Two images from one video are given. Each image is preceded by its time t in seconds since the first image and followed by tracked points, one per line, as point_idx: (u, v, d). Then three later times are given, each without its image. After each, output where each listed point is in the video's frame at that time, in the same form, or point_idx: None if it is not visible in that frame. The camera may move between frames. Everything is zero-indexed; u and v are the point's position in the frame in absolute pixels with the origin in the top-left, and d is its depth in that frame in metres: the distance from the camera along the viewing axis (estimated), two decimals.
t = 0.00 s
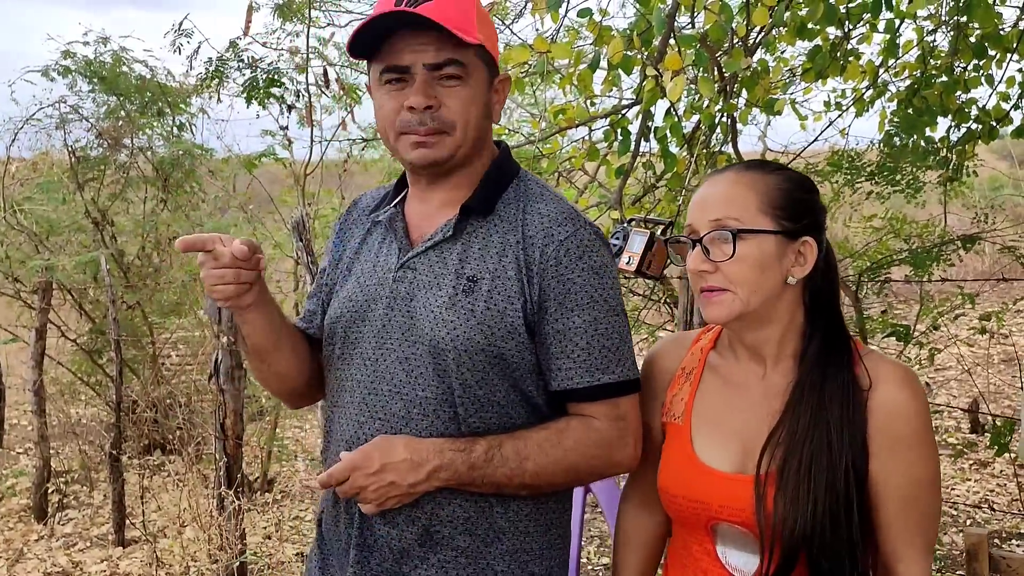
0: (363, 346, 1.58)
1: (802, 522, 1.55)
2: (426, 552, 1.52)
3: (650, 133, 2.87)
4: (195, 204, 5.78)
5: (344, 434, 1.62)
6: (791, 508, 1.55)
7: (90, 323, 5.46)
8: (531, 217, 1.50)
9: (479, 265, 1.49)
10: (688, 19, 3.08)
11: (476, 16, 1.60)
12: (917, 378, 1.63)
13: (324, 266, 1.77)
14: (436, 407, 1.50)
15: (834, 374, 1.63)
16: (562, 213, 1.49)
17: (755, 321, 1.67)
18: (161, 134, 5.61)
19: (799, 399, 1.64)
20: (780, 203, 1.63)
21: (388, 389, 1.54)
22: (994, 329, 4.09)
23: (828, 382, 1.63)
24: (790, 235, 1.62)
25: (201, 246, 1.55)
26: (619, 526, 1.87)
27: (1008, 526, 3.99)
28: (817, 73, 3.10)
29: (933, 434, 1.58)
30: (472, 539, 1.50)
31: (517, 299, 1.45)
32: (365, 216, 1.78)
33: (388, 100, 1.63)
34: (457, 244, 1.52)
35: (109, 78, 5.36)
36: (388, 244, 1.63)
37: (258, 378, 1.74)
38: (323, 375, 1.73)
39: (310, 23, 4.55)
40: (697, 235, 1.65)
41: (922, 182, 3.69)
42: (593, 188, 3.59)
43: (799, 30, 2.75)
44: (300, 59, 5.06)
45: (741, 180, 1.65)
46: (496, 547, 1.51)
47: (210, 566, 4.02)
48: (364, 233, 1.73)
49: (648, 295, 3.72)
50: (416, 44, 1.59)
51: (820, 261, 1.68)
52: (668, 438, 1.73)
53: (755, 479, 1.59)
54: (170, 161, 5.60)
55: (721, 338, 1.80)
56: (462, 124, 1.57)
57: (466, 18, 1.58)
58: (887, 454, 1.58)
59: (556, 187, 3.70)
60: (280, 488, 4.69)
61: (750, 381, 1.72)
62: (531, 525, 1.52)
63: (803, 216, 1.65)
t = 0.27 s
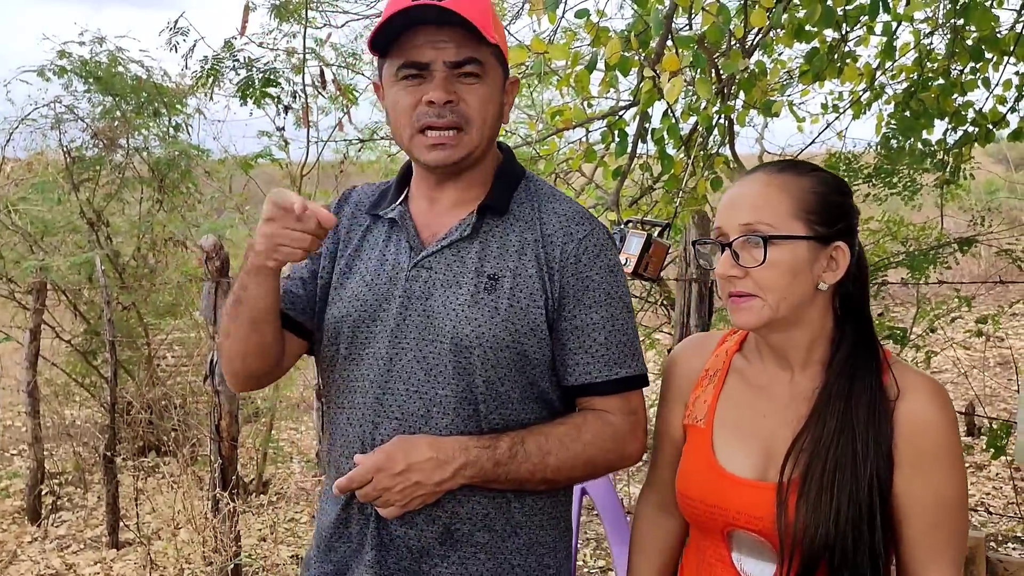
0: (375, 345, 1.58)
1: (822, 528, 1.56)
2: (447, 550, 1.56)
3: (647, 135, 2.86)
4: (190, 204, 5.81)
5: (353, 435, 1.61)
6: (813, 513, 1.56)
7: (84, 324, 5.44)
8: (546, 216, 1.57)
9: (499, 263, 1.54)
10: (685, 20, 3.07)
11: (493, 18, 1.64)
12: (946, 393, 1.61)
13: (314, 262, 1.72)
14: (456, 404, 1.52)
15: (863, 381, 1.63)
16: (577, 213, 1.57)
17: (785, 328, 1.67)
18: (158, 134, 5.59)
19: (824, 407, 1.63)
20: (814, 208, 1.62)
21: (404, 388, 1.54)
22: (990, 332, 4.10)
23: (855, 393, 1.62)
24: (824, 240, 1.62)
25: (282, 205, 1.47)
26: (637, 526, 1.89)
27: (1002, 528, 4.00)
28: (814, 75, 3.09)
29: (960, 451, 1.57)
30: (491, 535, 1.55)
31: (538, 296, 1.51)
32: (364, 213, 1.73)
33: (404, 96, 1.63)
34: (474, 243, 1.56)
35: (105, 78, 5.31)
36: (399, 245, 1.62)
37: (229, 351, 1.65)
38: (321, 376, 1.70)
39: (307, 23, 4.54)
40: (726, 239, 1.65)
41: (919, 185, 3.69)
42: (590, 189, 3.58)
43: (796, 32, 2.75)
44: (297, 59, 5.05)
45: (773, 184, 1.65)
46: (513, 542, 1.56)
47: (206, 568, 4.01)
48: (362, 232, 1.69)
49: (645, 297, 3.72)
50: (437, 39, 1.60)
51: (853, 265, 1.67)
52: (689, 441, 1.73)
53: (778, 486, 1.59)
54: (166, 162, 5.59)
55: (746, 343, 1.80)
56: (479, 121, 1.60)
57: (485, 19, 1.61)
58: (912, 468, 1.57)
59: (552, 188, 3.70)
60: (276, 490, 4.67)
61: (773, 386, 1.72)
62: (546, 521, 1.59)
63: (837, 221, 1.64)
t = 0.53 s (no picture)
0: (386, 346, 1.56)
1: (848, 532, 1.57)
2: (462, 549, 1.57)
3: (646, 139, 2.87)
4: (189, 206, 5.83)
5: (360, 439, 1.58)
6: (840, 519, 1.57)
7: (82, 326, 5.43)
8: (555, 219, 1.61)
9: (512, 264, 1.56)
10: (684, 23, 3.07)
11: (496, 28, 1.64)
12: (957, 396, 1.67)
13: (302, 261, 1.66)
14: (472, 404, 1.54)
15: (882, 385, 1.67)
16: (584, 216, 1.62)
17: (795, 328, 1.68)
18: (156, 136, 5.60)
19: (847, 413, 1.65)
20: (826, 210, 1.63)
21: (418, 389, 1.54)
22: (988, 336, 4.11)
23: (875, 398, 1.66)
24: (835, 242, 1.63)
25: (366, 195, 1.41)
26: (632, 535, 1.89)
27: (1000, 532, 4.01)
28: (812, 79, 3.10)
29: (972, 453, 1.62)
30: (504, 533, 1.57)
31: (551, 296, 1.55)
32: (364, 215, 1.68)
33: (407, 105, 1.63)
34: (487, 245, 1.58)
35: (103, 80, 5.32)
36: (408, 246, 1.61)
37: (250, 314, 1.60)
38: (320, 378, 1.66)
39: (306, 25, 4.54)
40: (738, 240, 1.66)
41: (918, 188, 3.69)
42: (587, 193, 3.58)
43: (793, 36, 2.76)
44: (295, 62, 5.05)
45: (785, 186, 1.66)
46: (525, 540, 1.58)
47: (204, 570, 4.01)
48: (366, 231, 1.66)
49: (643, 300, 3.72)
50: (440, 51, 1.60)
51: (864, 269, 1.71)
52: (699, 447, 1.71)
53: (801, 491, 1.59)
54: (164, 164, 5.64)
55: (752, 346, 1.81)
56: (482, 132, 1.61)
57: (488, 30, 1.61)
58: (930, 470, 1.62)
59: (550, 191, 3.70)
60: (274, 493, 4.67)
61: (786, 391, 1.73)
62: (555, 518, 1.63)
63: (847, 224, 1.65)
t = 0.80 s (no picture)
0: (398, 350, 1.56)
1: (856, 534, 1.58)
2: (478, 552, 1.57)
3: (647, 141, 2.87)
4: (189, 209, 5.84)
5: (372, 443, 1.58)
6: (849, 521, 1.58)
7: (83, 328, 5.44)
8: (563, 222, 1.62)
9: (521, 266, 1.57)
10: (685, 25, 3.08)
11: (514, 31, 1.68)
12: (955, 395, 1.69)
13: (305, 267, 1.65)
14: (485, 406, 1.54)
15: (884, 387, 1.68)
16: (591, 219, 1.63)
17: (797, 331, 1.69)
18: (157, 138, 5.61)
19: (852, 415, 1.66)
20: (825, 213, 1.64)
21: (431, 392, 1.54)
22: (988, 338, 4.12)
23: (879, 401, 1.66)
24: (835, 245, 1.63)
25: (381, 206, 1.41)
26: (634, 541, 1.89)
27: (1001, 534, 4.02)
28: (813, 81, 3.11)
29: (970, 455, 1.64)
30: (518, 534, 1.58)
31: (561, 298, 1.56)
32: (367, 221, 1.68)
33: (425, 98, 1.64)
34: (496, 247, 1.58)
35: (104, 82, 5.34)
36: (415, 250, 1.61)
37: (269, 339, 1.55)
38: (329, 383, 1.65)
39: (307, 28, 4.55)
40: (738, 244, 1.66)
41: (918, 191, 3.70)
42: (588, 195, 3.58)
43: (794, 39, 2.76)
44: (296, 65, 5.05)
45: (785, 190, 1.66)
46: (537, 540, 1.59)
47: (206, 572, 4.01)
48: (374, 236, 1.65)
49: (645, 302, 3.72)
50: (463, 45, 1.63)
51: (864, 273, 1.72)
52: (701, 452, 1.71)
53: (808, 492, 1.59)
54: (166, 166, 5.59)
55: (752, 350, 1.81)
56: (498, 128, 1.62)
57: (508, 29, 1.65)
58: (933, 471, 1.63)
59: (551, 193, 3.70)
60: (275, 495, 4.66)
61: (788, 394, 1.73)
62: (564, 517, 1.64)
63: (847, 226, 1.65)
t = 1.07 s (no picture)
0: (398, 347, 1.56)
1: (854, 533, 1.58)
2: (475, 550, 1.57)
3: (646, 142, 2.88)
4: (188, 209, 5.84)
5: (371, 440, 1.58)
6: (849, 520, 1.59)
7: (82, 328, 5.44)
8: (563, 222, 1.63)
9: (521, 265, 1.58)
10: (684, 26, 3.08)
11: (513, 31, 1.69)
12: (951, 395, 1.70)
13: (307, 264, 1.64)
14: (484, 404, 1.54)
15: (881, 386, 1.68)
16: (590, 218, 1.63)
17: (792, 328, 1.70)
18: (156, 139, 5.62)
19: (851, 415, 1.66)
20: (820, 212, 1.64)
21: (430, 389, 1.54)
22: (987, 339, 4.12)
23: (876, 400, 1.67)
24: (830, 244, 1.64)
25: (393, 202, 1.41)
26: (630, 540, 1.89)
27: (999, 534, 4.02)
28: (812, 82, 3.11)
29: (966, 454, 1.65)
30: (515, 533, 1.58)
31: (561, 297, 1.56)
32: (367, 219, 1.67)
33: (428, 100, 1.64)
34: (496, 246, 1.59)
35: (103, 83, 5.35)
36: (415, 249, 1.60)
37: (271, 332, 1.55)
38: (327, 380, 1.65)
39: (306, 28, 4.55)
40: (734, 243, 1.66)
41: (916, 192, 3.71)
42: (587, 196, 3.58)
43: (793, 39, 2.77)
44: (296, 65, 5.05)
45: (781, 189, 1.67)
46: (534, 539, 1.59)
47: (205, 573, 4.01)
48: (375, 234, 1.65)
49: (644, 303, 3.72)
50: (464, 47, 1.64)
51: (860, 272, 1.73)
52: (699, 452, 1.70)
53: (806, 492, 1.60)
54: (165, 167, 5.62)
55: (748, 349, 1.81)
56: (500, 127, 1.63)
57: (508, 30, 1.66)
58: (929, 470, 1.64)
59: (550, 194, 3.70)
60: (274, 496, 4.66)
61: (787, 394, 1.73)
62: (562, 516, 1.64)
63: (843, 226, 1.66)
